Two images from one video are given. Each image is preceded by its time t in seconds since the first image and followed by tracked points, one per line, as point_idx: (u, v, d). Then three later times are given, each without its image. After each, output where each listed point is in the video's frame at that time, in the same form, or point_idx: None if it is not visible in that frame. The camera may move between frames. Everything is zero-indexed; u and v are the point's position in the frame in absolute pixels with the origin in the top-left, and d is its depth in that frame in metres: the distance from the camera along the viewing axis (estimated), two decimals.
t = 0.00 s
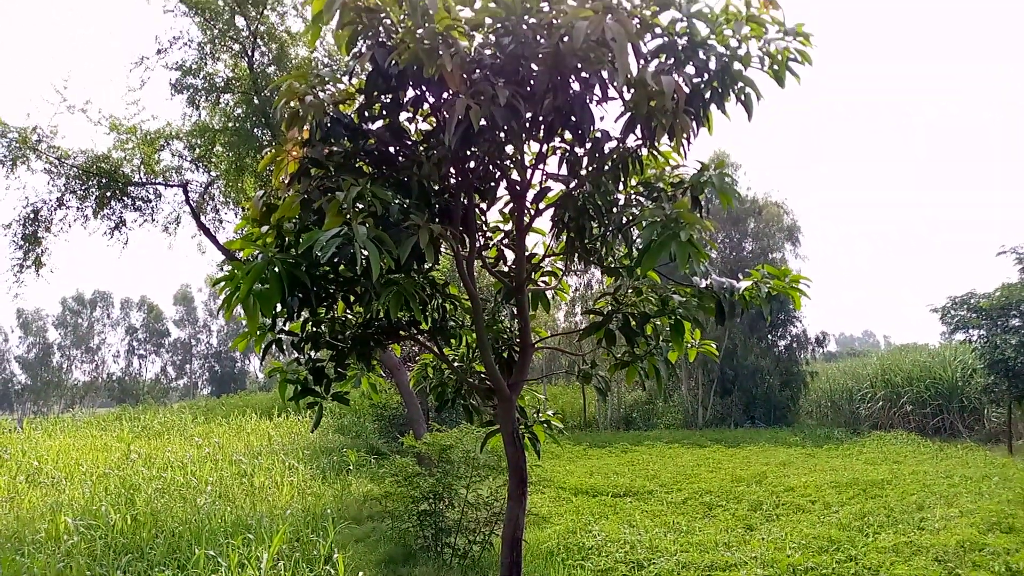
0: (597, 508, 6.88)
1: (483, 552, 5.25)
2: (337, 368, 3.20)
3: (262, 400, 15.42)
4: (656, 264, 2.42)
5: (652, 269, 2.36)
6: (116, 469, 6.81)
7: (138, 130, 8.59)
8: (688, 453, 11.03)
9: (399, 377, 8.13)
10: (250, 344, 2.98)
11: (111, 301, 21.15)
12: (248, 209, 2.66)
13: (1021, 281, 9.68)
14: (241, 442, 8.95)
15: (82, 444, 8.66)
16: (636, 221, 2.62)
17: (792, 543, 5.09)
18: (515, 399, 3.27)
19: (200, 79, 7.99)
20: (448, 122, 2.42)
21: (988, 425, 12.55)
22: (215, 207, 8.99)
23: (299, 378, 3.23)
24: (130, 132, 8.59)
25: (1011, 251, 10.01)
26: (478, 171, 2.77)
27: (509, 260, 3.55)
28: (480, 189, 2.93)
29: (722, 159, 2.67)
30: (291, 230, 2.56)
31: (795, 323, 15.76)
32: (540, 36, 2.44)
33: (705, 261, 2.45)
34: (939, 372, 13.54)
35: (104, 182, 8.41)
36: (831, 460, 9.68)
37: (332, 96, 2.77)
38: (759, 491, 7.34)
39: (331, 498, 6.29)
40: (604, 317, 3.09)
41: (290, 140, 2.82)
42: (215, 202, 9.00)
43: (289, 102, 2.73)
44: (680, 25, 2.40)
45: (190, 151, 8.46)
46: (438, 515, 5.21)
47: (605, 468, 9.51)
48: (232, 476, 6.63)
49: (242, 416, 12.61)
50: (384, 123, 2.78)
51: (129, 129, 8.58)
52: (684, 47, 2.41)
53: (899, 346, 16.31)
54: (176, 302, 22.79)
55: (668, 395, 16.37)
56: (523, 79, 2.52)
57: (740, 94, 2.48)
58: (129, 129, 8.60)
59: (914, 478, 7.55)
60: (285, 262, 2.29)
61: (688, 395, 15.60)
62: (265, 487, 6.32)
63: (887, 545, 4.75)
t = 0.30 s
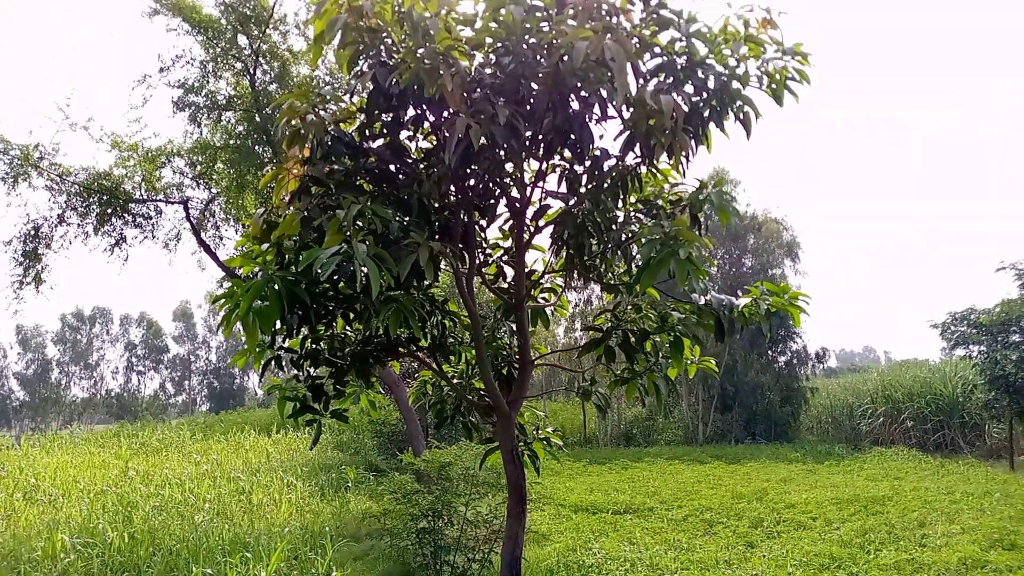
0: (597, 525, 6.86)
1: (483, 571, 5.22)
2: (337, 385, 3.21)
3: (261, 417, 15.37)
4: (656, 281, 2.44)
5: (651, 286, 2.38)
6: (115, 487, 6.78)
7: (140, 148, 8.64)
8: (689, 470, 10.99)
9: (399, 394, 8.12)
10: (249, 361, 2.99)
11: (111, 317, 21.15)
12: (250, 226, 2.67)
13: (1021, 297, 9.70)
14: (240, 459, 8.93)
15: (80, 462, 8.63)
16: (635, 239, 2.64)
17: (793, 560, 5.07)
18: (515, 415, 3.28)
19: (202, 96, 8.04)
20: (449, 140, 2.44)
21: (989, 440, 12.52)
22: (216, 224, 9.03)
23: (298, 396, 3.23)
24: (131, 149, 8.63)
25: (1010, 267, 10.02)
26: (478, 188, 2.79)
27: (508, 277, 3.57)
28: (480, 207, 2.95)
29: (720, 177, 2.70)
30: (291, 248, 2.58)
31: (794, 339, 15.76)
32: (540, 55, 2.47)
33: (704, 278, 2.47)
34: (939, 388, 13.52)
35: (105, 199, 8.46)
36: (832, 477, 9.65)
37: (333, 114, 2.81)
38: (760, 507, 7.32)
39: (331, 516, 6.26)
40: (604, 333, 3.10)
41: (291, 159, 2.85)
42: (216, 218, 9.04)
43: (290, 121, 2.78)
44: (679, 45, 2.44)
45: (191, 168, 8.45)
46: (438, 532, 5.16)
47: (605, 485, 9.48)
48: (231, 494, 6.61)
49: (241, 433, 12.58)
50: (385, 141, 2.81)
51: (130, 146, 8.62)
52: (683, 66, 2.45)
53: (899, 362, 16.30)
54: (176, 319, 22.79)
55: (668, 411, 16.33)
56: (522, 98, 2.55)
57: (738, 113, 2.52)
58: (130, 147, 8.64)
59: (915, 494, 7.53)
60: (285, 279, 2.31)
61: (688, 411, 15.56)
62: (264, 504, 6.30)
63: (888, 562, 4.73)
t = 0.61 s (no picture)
0: (598, 550, 6.80)
1: None
2: (336, 409, 3.21)
3: (260, 440, 15.31)
4: (655, 305, 2.45)
5: (651, 309, 2.40)
6: (113, 511, 6.75)
7: (142, 172, 8.71)
8: (691, 493, 10.91)
9: (399, 416, 8.10)
10: (248, 385, 3.00)
11: (112, 339, 21.16)
12: (252, 250, 2.71)
13: (1022, 318, 9.69)
14: (239, 482, 8.90)
15: (79, 485, 8.58)
16: (634, 262, 2.66)
17: None
18: (515, 439, 3.27)
19: (204, 121, 8.13)
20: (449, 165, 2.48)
21: (992, 462, 12.44)
22: (217, 246, 9.08)
23: (297, 420, 3.23)
24: (134, 173, 8.71)
25: (1010, 288, 10.02)
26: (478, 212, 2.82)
27: (509, 300, 3.59)
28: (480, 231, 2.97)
29: (718, 201, 2.74)
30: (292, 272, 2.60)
31: (796, 360, 15.71)
32: (538, 81, 2.51)
33: (703, 301, 2.49)
34: (941, 410, 13.47)
35: (107, 222, 8.52)
36: (835, 500, 9.58)
37: (333, 140, 2.85)
38: (762, 531, 7.26)
39: (330, 540, 6.22)
40: (604, 357, 3.10)
41: (292, 184, 2.85)
42: (217, 241, 9.09)
43: (291, 146, 2.82)
44: (677, 69, 2.48)
45: (193, 191, 8.52)
46: (437, 556, 5.11)
47: (606, 509, 9.41)
48: (230, 518, 6.57)
49: (241, 456, 12.52)
50: (386, 166, 2.84)
51: (133, 170, 8.70)
52: (680, 91, 2.49)
53: (901, 383, 16.24)
54: (177, 341, 22.78)
55: (670, 433, 16.24)
56: (521, 123, 2.59)
57: (736, 136, 2.56)
58: (132, 171, 8.72)
59: (918, 517, 7.48)
60: (286, 303, 2.34)
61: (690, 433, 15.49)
62: (263, 528, 6.26)
63: None
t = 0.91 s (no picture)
0: None
1: None
2: (331, 433, 3.21)
3: (255, 463, 15.19)
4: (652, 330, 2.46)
5: (647, 334, 2.41)
6: (105, 534, 6.68)
7: (141, 193, 8.75)
8: (689, 519, 10.82)
9: (395, 440, 8.05)
10: (244, 408, 3.01)
11: (107, 360, 21.08)
12: (248, 273, 2.72)
13: (1018, 343, 9.70)
14: (233, 506, 8.81)
15: (72, 508, 8.49)
16: (631, 288, 2.68)
17: None
18: (511, 464, 3.27)
19: (204, 143, 8.20)
20: (447, 189, 2.51)
21: (991, 489, 12.37)
22: (215, 268, 9.09)
23: (292, 443, 3.22)
24: (133, 195, 8.75)
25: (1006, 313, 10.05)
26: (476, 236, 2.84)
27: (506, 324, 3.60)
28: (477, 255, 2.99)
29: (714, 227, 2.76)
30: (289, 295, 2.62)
31: (793, 385, 15.66)
32: (536, 108, 2.55)
33: (700, 327, 2.50)
34: (940, 436, 13.43)
35: (105, 243, 8.54)
36: (833, 526, 9.50)
37: (332, 164, 2.88)
38: (760, 558, 7.20)
39: (323, 566, 6.15)
40: (601, 381, 3.10)
41: (290, 208, 2.88)
42: (215, 263, 9.10)
43: (290, 170, 2.82)
44: (673, 96, 2.53)
45: (192, 213, 8.56)
46: None
47: (603, 534, 9.33)
48: (223, 541, 6.50)
49: (235, 479, 12.42)
50: (384, 190, 2.87)
51: (132, 192, 8.74)
52: (677, 118, 2.53)
53: (900, 408, 16.16)
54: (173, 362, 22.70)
55: (668, 458, 16.14)
56: (519, 148, 2.62)
57: (732, 163, 2.59)
58: (131, 192, 8.76)
59: (916, 545, 7.43)
60: (282, 327, 2.35)
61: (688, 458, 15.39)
62: (256, 553, 6.19)
63: None
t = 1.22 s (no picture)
0: None
1: None
2: (334, 451, 3.16)
3: (257, 481, 15.07)
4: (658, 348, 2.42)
5: (653, 352, 2.36)
6: (107, 553, 6.61)
7: (145, 210, 8.75)
8: (698, 538, 10.70)
9: (399, 458, 7.97)
10: (246, 426, 2.97)
11: (110, 377, 21.03)
12: (251, 290, 2.70)
13: None
14: (236, 525, 8.72)
15: (73, 527, 8.42)
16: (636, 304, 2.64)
17: None
18: (516, 483, 3.21)
19: (207, 160, 8.22)
20: (451, 206, 2.48)
21: (1004, 506, 12.24)
22: (218, 284, 9.07)
23: (295, 462, 3.17)
24: (137, 212, 8.75)
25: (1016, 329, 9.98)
26: (479, 253, 2.81)
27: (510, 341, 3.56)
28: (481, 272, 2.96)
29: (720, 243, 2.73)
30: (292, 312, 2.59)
31: (802, 403, 15.45)
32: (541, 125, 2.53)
33: (707, 344, 2.45)
34: (951, 453, 13.37)
35: (108, 260, 8.55)
36: (844, 545, 9.38)
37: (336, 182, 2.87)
38: None
39: None
40: (608, 399, 3.05)
41: (293, 225, 2.89)
42: (218, 280, 9.07)
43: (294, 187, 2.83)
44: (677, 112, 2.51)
45: (196, 230, 8.57)
46: None
47: (611, 554, 9.23)
48: (225, 561, 6.42)
49: (237, 497, 12.32)
50: (387, 208, 2.84)
51: (135, 209, 8.75)
52: (682, 134, 2.51)
53: (910, 427, 15.94)
54: (176, 379, 22.63)
55: (674, 475, 15.97)
56: (523, 165, 2.60)
57: (738, 179, 2.57)
58: (135, 209, 8.77)
59: (929, 565, 7.33)
60: (287, 344, 2.32)
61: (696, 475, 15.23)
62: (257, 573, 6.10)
63: None
